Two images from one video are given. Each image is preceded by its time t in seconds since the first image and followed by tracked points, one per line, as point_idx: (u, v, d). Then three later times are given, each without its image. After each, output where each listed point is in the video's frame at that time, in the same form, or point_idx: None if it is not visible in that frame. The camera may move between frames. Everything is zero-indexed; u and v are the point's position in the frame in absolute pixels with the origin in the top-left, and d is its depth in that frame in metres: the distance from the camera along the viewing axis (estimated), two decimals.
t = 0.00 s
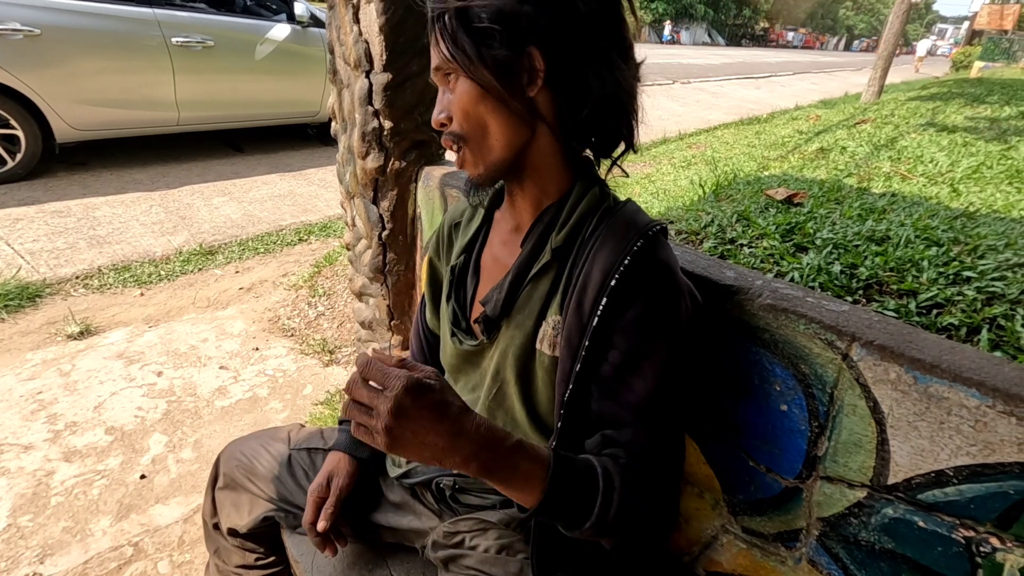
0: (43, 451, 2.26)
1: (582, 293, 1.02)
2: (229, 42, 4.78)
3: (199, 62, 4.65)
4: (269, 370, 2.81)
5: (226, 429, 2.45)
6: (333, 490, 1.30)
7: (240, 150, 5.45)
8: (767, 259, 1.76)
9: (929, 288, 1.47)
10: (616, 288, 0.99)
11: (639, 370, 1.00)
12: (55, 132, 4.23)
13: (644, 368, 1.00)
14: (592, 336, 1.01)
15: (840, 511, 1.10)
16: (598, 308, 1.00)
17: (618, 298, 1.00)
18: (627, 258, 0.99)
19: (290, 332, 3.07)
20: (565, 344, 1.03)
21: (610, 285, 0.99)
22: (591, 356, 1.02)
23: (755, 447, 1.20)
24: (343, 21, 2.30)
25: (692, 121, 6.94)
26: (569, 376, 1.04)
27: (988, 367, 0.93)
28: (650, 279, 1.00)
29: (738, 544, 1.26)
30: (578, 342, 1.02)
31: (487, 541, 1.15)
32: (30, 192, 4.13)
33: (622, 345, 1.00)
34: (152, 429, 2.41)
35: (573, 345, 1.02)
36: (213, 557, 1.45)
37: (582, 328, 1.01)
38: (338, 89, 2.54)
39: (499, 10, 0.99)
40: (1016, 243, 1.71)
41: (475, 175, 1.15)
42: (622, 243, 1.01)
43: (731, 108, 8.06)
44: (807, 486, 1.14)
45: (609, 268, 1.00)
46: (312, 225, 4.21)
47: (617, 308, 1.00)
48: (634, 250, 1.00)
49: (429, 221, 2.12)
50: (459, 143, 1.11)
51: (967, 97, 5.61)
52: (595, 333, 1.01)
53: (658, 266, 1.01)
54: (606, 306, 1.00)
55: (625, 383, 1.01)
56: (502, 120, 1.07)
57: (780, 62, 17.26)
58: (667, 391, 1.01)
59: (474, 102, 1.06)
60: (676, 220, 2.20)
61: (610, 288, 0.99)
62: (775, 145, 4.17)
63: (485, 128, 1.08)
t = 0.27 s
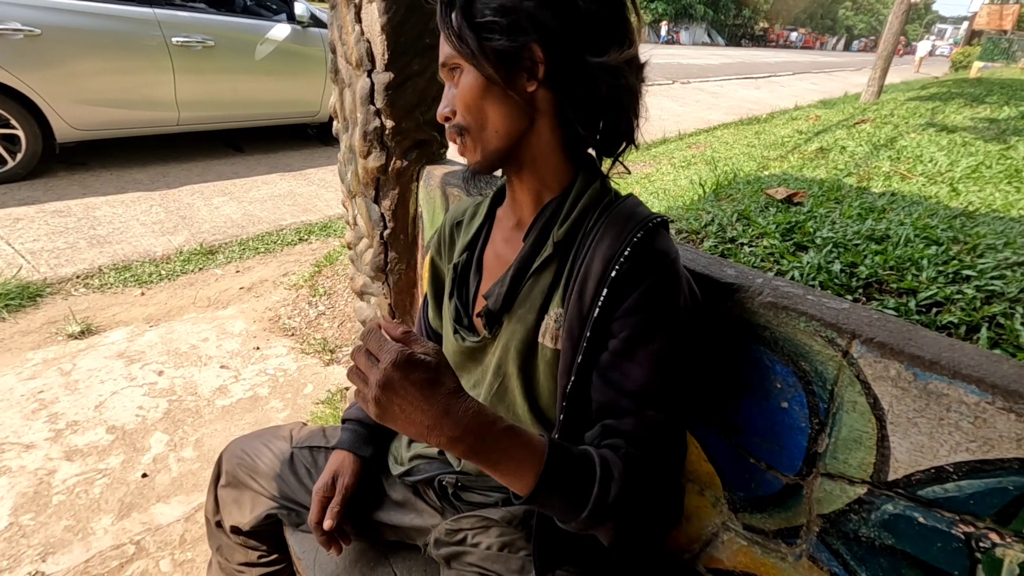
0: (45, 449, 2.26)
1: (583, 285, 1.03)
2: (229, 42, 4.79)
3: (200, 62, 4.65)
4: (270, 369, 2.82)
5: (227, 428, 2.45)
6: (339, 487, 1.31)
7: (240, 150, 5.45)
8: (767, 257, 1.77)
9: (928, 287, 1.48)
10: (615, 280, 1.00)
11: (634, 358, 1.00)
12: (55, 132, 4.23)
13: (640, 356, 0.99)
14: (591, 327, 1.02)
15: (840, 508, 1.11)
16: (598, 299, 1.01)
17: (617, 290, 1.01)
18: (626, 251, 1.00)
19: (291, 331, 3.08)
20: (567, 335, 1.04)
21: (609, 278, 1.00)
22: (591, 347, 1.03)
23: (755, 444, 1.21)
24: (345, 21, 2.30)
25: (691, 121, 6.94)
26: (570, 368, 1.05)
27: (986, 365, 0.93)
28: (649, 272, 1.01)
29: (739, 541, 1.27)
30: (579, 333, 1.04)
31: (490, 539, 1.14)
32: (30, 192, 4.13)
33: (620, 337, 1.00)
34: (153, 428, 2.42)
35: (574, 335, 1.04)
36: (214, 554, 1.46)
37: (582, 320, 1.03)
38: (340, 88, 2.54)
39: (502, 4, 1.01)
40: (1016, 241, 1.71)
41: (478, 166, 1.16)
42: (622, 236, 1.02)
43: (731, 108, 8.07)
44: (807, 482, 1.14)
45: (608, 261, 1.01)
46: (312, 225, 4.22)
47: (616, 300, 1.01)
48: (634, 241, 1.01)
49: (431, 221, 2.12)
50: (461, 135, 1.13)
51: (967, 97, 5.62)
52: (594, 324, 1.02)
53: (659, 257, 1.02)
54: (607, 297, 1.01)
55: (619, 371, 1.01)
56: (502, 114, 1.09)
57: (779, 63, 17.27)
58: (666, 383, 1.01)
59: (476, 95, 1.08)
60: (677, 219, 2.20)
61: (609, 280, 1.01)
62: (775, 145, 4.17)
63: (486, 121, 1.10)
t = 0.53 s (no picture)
0: (47, 449, 2.27)
1: (588, 291, 1.03)
2: (229, 42, 4.79)
3: (200, 61, 4.66)
4: (271, 369, 2.82)
5: (229, 427, 2.46)
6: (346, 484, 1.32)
7: (240, 150, 5.45)
8: (768, 257, 1.78)
9: (929, 286, 1.49)
10: (622, 287, 1.00)
11: (639, 362, 1.01)
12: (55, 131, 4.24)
13: (646, 360, 1.01)
14: (597, 333, 1.02)
15: (841, 505, 1.12)
16: (604, 307, 1.01)
17: (624, 296, 1.01)
18: (632, 257, 1.00)
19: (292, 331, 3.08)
20: (570, 340, 1.04)
21: (617, 284, 1.00)
22: (595, 352, 1.03)
23: (757, 442, 1.21)
24: (347, 21, 2.31)
25: (691, 121, 6.95)
26: (574, 370, 1.05)
27: (987, 362, 0.94)
28: (655, 275, 1.01)
29: (741, 538, 1.27)
30: (584, 338, 1.03)
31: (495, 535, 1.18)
32: (31, 192, 4.14)
33: (623, 338, 1.01)
34: (154, 427, 2.42)
35: (579, 343, 1.03)
36: (219, 552, 1.47)
37: (587, 324, 1.03)
38: (342, 88, 2.55)
39: (506, 7, 1.01)
40: (1016, 241, 1.72)
41: (479, 170, 1.17)
42: (627, 242, 1.02)
43: (730, 108, 8.07)
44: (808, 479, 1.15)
45: (614, 267, 1.01)
46: (313, 224, 4.22)
47: (623, 306, 1.01)
48: (640, 249, 1.01)
49: (433, 220, 2.13)
50: (463, 138, 1.13)
51: (967, 96, 5.62)
52: (600, 330, 1.02)
53: (663, 262, 1.02)
54: (613, 304, 1.01)
55: (626, 376, 1.02)
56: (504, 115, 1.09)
57: (779, 63, 17.28)
58: (669, 384, 1.02)
59: (477, 97, 1.09)
60: (678, 219, 2.21)
61: (615, 288, 1.00)
62: (775, 145, 4.18)
63: (488, 125, 1.10)
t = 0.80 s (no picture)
0: (48, 448, 2.27)
1: (597, 292, 1.04)
2: (229, 42, 4.79)
3: (200, 61, 4.66)
4: (272, 368, 2.83)
5: (230, 427, 2.46)
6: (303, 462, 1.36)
7: (240, 150, 5.46)
8: (768, 257, 1.78)
9: (929, 285, 1.49)
10: (630, 290, 1.02)
11: (646, 365, 1.02)
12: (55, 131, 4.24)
13: (652, 362, 1.02)
14: (604, 334, 1.03)
15: (842, 503, 1.12)
16: (612, 309, 1.02)
17: (631, 298, 1.02)
18: (641, 259, 1.02)
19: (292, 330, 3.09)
20: (576, 340, 1.05)
21: (625, 287, 1.01)
22: (602, 353, 1.04)
23: (758, 441, 1.22)
24: (349, 22, 2.32)
25: (691, 121, 6.96)
26: (579, 371, 1.06)
27: (987, 361, 0.95)
28: (663, 278, 1.03)
29: (742, 537, 1.28)
30: (591, 339, 1.04)
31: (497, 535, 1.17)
32: (31, 192, 4.14)
33: (631, 340, 1.02)
34: (156, 427, 2.43)
35: (585, 343, 1.04)
36: (220, 551, 1.47)
37: (594, 324, 1.03)
38: (343, 88, 2.56)
39: (532, 27, 0.97)
40: (1015, 240, 1.73)
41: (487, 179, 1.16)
42: (637, 245, 1.03)
43: (730, 108, 8.08)
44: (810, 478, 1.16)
45: (623, 270, 1.02)
46: (313, 224, 4.23)
47: (631, 308, 1.02)
48: (649, 253, 1.02)
49: (434, 220, 2.14)
50: (475, 149, 1.12)
51: (965, 96, 5.63)
52: (607, 332, 1.03)
53: (670, 266, 1.03)
54: (620, 307, 1.02)
55: (632, 377, 1.03)
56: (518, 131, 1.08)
57: (778, 62, 17.30)
58: (674, 385, 1.03)
59: (492, 112, 1.07)
60: (678, 219, 2.22)
61: (625, 290, 1.02)
62: (775, 144, 4.18)
63: (502, 141, 1.10)
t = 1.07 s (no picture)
0: (44, 448, 2.27)
1: (592, 294, 1.04)
2: (225, 41, 4.78)
3: (196, 60, 4.65)
4: (269, 368, 2.82)
5: (227, 426, 2.46)
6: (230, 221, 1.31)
7: (237, 149, 5.45)
8: (765, 256, 1.78)
9: (925, 284, 1.50)
10: (626, 291, 1.02)
11: (643, 366, 1.02)
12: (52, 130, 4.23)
13: (649, 365, 1.02)
14: (601, 337, 1.03)
15: (838, 502, 1.13)
16: (608, 310, 1.03)
17: (628, 301, 1.02)
18: (637, 262, 1.02)
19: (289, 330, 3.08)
20: (572, 342, 1.05)
21: (621, 289, 1.02)
22: (598, 354, 1.04)
23: (755, 440, 1.22)
24: (345, 21, 2.31)
25: (688, 121, 6.96)
26: (575, 373, 1.06)
27: (981, 360, 0.96)
28: (660, 279, 1.03)
29: (739, 535, 1.28)
30: (587, 341, 1.04)
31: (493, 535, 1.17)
32: (27, 191, 4.13)
33: (628, 343, 1.02)
34: (152, 427, 2.42)
35: (581, 344, 1.04)
36: (217, 550, 1.47)
37: (590, 325, 1.04)
38: (340, 87, 2.55)
39: (518, 81, 0.92)
40: (1010, 240, 1.73)
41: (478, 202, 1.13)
42: (632, 250, 1.04)
43: (727, 107, 8.09)
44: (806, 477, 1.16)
45: (619, 273, 1.02)
46: (310, 223, 4.22)
47: (627, 311, 1.02)
48: (645, 254, 1.03)
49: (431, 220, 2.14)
50: (467, 182, 1.09)
51: (961, 96, 5.65)
52: (604, 334, 1.03)
53: (668, 269, 1.04)
54: (616, 307, 1.02)
55: (629, 379, 1.03)
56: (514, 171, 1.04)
57: (775, 62, 17.32)
58: (672, 387, 1.03)
59: (485, 155, 1.02)
60: (675, 218, 2.22)
61: (620, 292, 1.02)
62: (772, 144, 4.19)
63: (492, 178, 1.06)
